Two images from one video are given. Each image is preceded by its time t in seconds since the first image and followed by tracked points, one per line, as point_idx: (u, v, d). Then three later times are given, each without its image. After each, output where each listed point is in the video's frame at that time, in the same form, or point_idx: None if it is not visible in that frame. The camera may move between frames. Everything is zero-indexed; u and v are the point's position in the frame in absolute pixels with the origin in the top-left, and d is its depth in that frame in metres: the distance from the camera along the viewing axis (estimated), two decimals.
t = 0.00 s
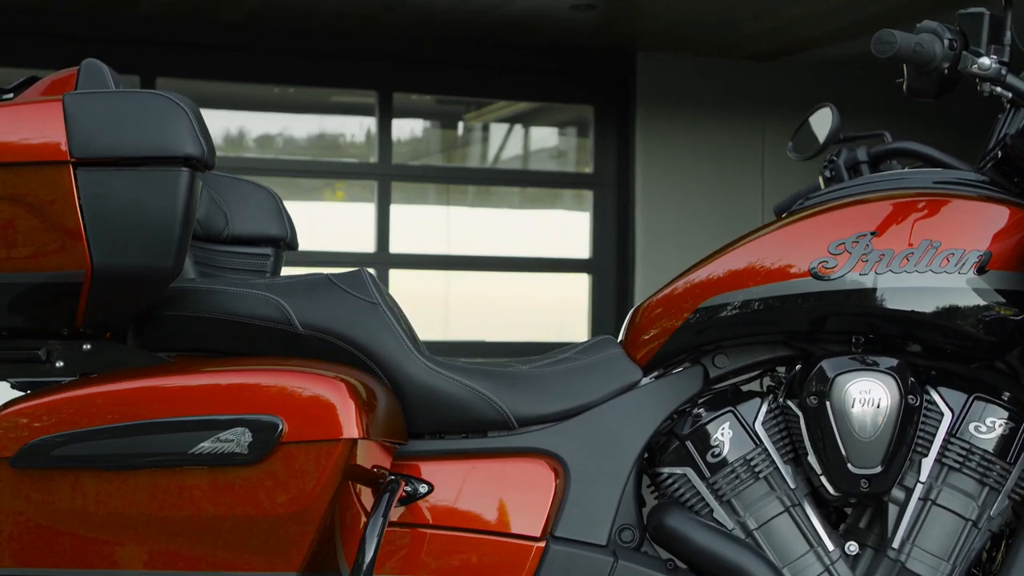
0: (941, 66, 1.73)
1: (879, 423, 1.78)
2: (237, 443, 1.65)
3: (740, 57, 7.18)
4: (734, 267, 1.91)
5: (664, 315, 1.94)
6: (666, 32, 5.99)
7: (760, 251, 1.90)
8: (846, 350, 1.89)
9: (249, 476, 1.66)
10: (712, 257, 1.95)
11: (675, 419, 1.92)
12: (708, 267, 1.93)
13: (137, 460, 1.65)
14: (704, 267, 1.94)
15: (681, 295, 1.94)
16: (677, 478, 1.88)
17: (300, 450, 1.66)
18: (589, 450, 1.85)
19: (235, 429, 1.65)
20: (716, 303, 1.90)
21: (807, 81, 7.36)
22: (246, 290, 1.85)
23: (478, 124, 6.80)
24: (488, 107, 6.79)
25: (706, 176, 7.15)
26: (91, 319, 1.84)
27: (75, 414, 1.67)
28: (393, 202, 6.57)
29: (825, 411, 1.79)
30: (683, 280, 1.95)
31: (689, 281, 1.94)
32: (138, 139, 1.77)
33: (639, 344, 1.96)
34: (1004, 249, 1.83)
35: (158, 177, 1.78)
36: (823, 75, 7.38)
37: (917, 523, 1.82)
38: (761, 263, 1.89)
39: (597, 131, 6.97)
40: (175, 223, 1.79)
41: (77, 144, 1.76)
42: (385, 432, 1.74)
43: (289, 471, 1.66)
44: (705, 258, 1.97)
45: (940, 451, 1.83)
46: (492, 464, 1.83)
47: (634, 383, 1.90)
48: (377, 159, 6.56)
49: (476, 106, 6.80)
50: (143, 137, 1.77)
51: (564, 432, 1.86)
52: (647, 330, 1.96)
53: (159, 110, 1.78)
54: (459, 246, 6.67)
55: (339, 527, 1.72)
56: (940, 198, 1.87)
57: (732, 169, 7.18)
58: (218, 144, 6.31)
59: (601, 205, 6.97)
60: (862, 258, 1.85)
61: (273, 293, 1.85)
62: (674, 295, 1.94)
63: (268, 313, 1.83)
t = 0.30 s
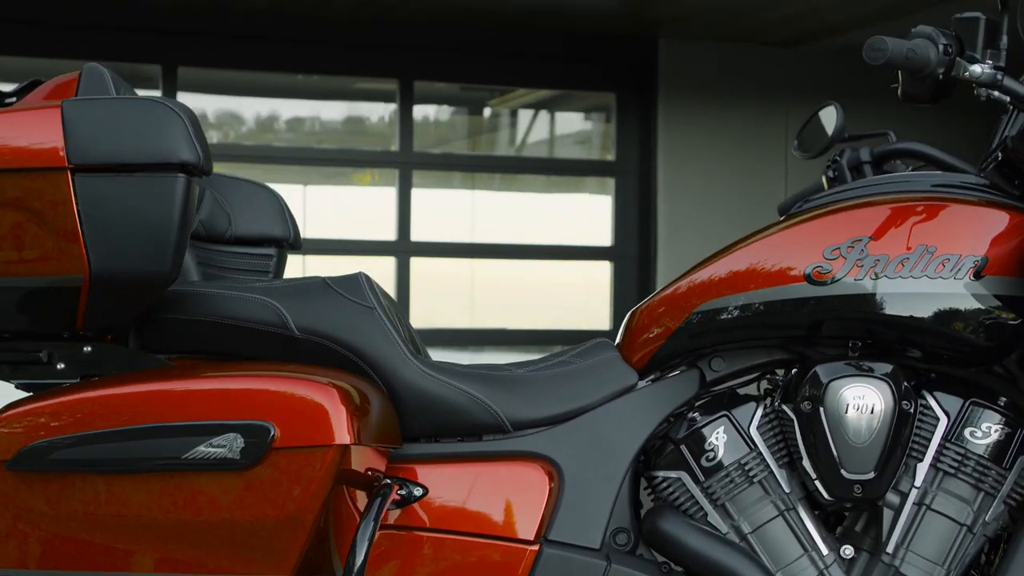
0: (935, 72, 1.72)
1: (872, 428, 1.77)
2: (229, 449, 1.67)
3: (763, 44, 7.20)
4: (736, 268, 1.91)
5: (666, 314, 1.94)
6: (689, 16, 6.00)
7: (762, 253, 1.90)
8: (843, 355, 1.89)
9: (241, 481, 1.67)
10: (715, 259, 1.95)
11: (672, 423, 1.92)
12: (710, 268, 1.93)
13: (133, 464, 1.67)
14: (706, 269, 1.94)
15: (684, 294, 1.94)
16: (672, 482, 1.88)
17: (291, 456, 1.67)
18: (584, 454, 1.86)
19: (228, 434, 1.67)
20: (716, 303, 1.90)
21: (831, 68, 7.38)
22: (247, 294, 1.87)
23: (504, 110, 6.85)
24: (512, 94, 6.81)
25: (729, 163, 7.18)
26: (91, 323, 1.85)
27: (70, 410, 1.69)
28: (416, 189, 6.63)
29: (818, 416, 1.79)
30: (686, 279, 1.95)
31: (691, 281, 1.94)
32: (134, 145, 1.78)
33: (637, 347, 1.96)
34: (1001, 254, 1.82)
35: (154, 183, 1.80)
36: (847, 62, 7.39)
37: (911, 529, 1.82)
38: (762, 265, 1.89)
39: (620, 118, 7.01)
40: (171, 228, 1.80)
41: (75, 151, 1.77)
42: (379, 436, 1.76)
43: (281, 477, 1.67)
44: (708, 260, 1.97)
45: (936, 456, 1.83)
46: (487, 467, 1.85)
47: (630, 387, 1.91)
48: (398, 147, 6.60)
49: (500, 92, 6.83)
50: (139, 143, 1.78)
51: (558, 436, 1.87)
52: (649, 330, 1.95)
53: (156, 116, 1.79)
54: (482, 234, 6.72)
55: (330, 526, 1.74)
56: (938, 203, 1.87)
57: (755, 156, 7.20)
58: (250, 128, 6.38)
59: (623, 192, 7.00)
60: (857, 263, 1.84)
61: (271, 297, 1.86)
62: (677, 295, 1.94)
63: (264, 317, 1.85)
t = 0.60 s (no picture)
0: (930, 73, 1.71)
1: (865, 429, 1.77)
2: (222, 449, 1.68)
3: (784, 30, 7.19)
4: (737, 265, 1.90)
5: (669, 309, 1.93)
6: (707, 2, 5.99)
7: (764, 250, 1.90)
8: (840, 355, 1.89)
9: (235, 481, 1.69)
10: (717, 254, 1.94)
11: (668, 421, 1.93)
12: (712, 263, 1.93)
13: (127, 464, 1.68)
14: (709, 265, 1.93)
15: (686, 290, 1.93)
16: (667, 481, 1.89)
17: (284, 456, 1.68)
18: (579, 453, 1.87)
19: (221, 434, 1.68)
20: (716, 301, 1.90)
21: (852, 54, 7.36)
22: (245, 293, 1.89)
23: (527, 95, 6.86)
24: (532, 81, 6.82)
25: (749, 150, 7.19)
26: (90, 321, 1.87)
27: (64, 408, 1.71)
28: (435, 174, 6.65)
29: (812, 416, 1.79)
30: (688, 275, 1.94)
31: (693, 278, 1.93)
32: (131, 145, 1.80)
33: (634, 345, 1.96)
34: (998, 255, 1.81)
35: (151, 182, 1.81)
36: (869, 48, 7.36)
37: (906, 529, 1.82)
38: (763, 262, 1.89)
39: (639, 105, 7.02)
40: (167, 227, 1.82)
41: (73, 150, 1.79)
42: (374, 434, 1.77)
43: (274, 477, 1.68)
44: (710, 255, 1.97)
45: (931, 456, 1.82)
46: (483, 465, 1.86)
47: (627, 385, 1.91)
48: (416, 135, 6.63)
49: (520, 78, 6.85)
50: (136, 144, 1.80)
51: (554, 435, 1.88)
52: (650, 326, 1.95)
53: (153, 117, 1.80)
54: (501, 221, 6.74)
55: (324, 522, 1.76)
56: (937, 202, 1.86)
57: (775, 143, 7.20)
58: (277, 110, 6.41)
59: (642, 179, 7.02)
60: (853, 263, 1.84)
61: (268, 296, 1.89)
62: (679, 290, 1.94)
63: (262, 316, 1.87)
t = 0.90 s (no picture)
0: (926, 70, 1.71)
1: (861, 426, 1.78)
2: (218, 444, 1.69)
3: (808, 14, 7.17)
4: (739, 259, 1.90)
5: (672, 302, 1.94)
6: None
7: (765, 245, 1.90)
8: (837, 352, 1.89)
9: (232, 475, 1.70)
10: (719, 248, 1.94)
11: (665, 417, 1.93)
12: (715, 257, 1.93)
13: (130, 459, 1.69)
14: (711, 258, 1.93)
15: (690, 282, 1.93)
16: (664, 477, 1.90)
17: (279, 452, 1.70)
18: (575, 449, 1.87)
19: (217, 430, 1.69)
20: (718, 295, 1.90)
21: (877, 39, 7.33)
22: (244, 289, 1.91)
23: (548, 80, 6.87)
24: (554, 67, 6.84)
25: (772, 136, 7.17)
26: (92, 316, 1.88)
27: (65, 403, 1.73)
28: (456, 159, 6.67)
29: (807, 414, 1.79)
30: (691, 268, 1.94)
31: (696, 271, 1.93)
32: (130, 143, 1.82)
33: (631, 341, 1.97)
34: (994, 253, 1.81)
35: (149, 180, 1.83)
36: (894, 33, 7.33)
37: (901, 525, 1.82)
38: (766, 256, 1.88)
39: (660, 91, 7.02)
40: (166, 225, 1.83)
41: (72, 148, 1.81)
42: (370, 429, 1.79)
43: (269, 472, 1.69)
44: (712, 249, 1.97)
45: (927, 453, 1.82)
46: (480, 461, 1.87)
47: (625, 381, 1.92)
48: (436, 121, 6.65)
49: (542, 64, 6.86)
50: (135, 142, 1.82)
51: (551, 430, 1.88)
52: (653, 319, 1.95)
53: (151, 115, 1.83)
54: (524, 207, 6.76)
55: (323, 516, 1.77)
56: (936, 199, 1.85)
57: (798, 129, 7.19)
58: (305, 94, 6.46)
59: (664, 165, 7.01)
60: (848, 261, 1.84)
61: (268, 292, 1.91)
62: (683, 283, 1.94)
63: (262, 311, 1.89)
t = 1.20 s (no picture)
0: (923, 66, 1.71)
1: (858, 422, 1.79)
2: (219, 438, 1.71)
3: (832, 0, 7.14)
4: (742, 252, 1.91)
5: (677, 294, 1.95)
6: None
7: (768, 239, 1.90)
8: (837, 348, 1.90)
9: (236, 468, 1.71)
10: (723, 241, 1.95)
11: (665, 411, 1.94)
12: (717, 251, 1.94)
13: (142, 452, 1.71)
14: (714, 251, 1.94)
15: (694, 275, 1.94)
16: (664, 471, 1.91)
17: (279, 446, 1.71)
18: (576, 443, 1.89)
19: (218, 425, 1.71)
20: (721, 289, 1.91)
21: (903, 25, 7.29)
22: (248, 284, 1.94)
23: (570, 66, 6.88)
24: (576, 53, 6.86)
25: (795, 123, 7.15)
26: (98, 311, 1.91)
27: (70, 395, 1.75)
28: (478, 147, 6.70)
29: (804, 410, 1.80)
30: (696, 260, 1.95)
31: (701, 263, 1.94)
32: (132, 139, 1.85)
33: (632, 336, 1.98)
34: (993, 250, 1.81)
35: (152, 176, 1.86)
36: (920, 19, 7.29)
37: (900, 520, 1.83)
38: (768, 250, 1.89)
39: (682, 77, 7.03)
40: (169, 220, 1.86)
41: (76, 145, 1.84)
42: (372, 421, 1.80)
43: (270, 466, 1.71)
44: (716, 242, 1.98)
45: (925, 449, 1.83)
46: (480, 454, 1.88)
47: (626, 374, 1.93)
48: (457, 109, 6.68)
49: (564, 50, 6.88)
50: (138, 137, 1.85)
51: (551, 424, 1.90)
52: (658, 311, 1.96)
53: (154, 111, 1.85)
54: (547, 194, 6.78)
55: (326, 508, 1.78)
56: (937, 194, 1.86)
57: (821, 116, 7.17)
58: (333, 78, 6.52)
59: (686, 152, 7.02)
60: (847, 258, 1.85)
61: (272, 288, 1.94)
62: (688, 275, 1.95)
63: (265, 305, 1.92)
